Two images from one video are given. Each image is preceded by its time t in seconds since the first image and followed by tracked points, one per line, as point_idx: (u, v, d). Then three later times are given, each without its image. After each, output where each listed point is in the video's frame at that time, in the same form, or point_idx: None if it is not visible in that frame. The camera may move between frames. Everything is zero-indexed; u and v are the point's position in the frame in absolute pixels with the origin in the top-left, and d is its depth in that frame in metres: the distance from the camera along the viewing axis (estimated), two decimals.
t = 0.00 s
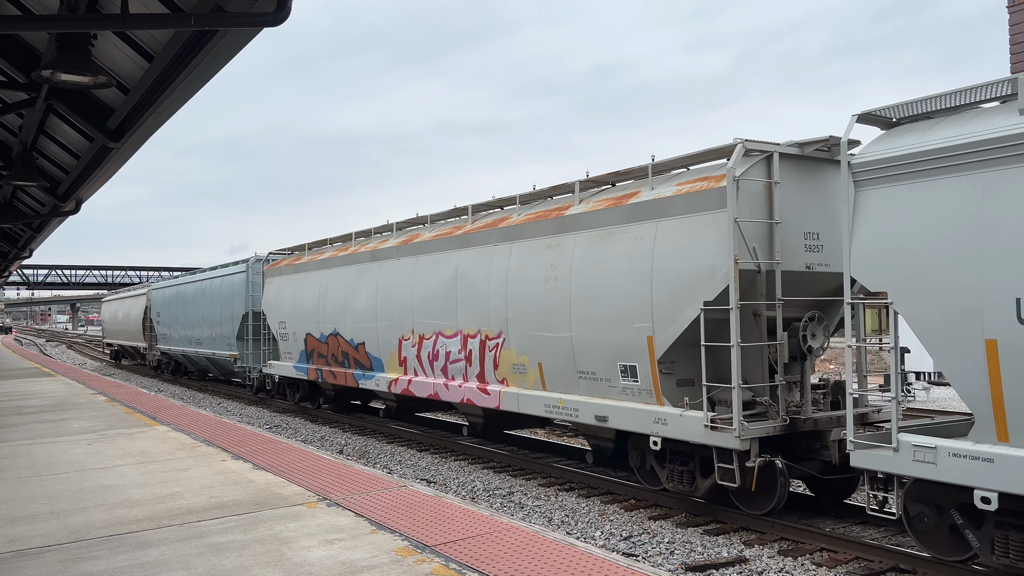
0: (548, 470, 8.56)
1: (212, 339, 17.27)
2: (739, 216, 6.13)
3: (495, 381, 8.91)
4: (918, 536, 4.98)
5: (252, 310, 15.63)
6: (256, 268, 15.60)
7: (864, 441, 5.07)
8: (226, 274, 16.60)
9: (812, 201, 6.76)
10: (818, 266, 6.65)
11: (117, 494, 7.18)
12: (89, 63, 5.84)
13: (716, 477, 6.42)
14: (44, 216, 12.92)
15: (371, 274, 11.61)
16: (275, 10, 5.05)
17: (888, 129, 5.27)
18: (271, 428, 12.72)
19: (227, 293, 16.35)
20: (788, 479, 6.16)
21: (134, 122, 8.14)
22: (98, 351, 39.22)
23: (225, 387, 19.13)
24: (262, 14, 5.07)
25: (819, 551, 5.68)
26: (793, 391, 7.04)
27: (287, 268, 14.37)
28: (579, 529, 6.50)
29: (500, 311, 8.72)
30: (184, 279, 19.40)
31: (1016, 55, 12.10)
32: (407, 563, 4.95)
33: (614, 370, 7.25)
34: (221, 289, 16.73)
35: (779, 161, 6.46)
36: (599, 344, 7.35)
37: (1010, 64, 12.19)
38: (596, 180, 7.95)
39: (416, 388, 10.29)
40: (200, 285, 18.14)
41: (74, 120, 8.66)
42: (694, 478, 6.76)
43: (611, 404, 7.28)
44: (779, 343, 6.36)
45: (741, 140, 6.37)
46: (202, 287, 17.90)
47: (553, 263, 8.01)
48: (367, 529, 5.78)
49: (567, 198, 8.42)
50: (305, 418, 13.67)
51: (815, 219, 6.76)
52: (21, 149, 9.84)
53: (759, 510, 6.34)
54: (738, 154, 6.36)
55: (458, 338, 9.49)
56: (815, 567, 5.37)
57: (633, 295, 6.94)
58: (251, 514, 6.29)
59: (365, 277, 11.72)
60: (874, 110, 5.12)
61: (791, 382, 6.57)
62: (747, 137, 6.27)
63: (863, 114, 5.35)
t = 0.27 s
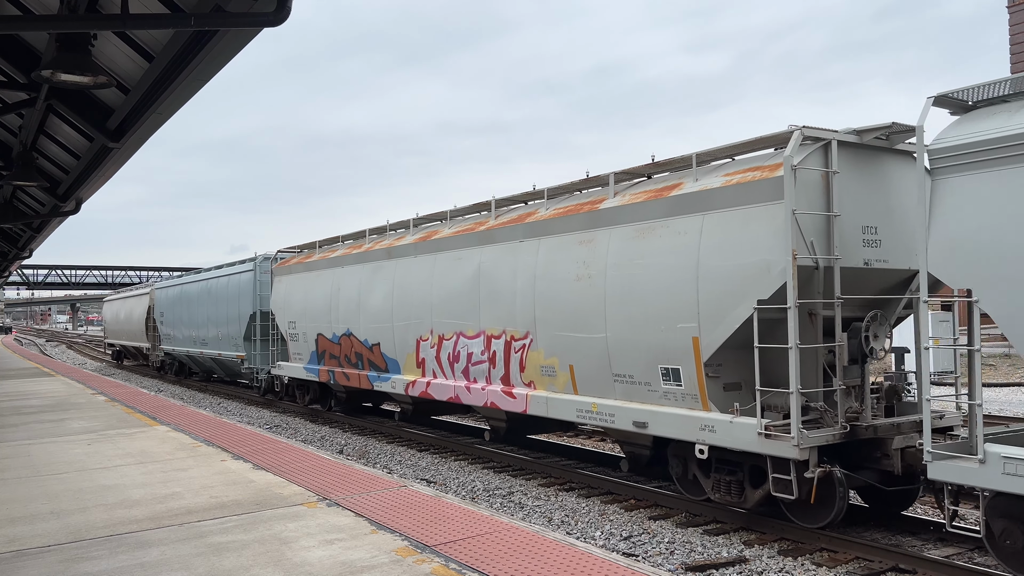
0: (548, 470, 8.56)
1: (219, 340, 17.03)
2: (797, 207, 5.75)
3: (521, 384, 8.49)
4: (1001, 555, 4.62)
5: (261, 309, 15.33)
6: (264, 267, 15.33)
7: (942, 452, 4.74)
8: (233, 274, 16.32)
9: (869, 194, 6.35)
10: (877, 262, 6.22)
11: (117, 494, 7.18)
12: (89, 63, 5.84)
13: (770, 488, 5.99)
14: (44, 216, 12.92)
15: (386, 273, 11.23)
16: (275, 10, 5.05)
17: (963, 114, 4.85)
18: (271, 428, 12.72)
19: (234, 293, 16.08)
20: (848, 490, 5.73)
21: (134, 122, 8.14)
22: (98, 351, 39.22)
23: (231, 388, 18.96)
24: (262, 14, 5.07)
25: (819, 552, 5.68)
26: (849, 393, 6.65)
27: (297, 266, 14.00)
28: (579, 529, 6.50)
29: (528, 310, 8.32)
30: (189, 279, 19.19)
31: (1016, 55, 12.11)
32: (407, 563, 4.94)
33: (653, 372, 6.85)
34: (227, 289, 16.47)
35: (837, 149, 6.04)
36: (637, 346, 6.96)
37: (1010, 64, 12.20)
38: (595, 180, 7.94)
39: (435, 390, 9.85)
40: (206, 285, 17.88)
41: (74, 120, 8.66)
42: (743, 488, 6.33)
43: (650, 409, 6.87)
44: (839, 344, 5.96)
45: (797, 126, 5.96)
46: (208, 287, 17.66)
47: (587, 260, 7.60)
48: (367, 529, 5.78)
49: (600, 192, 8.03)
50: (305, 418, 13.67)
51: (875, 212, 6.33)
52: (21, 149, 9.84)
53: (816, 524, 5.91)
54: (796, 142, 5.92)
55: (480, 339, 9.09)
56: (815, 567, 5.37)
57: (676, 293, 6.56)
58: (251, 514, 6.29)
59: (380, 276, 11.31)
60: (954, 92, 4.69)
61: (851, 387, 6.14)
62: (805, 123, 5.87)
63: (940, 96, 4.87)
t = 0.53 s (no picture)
0: (548, 470, 8.56)
1: (225, 341, 16.70)
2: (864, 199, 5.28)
3: (550, 389, 8.03)
4: None
5: (268, 309, 14.95)
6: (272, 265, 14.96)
7: None
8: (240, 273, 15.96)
9: (938, 182, 5.87)
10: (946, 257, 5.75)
11: (117, 494, 7.18)
12: (89, 63, 5.83)
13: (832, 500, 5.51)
14: (44, 216, 12.92)
15: (400, 270, 10.72)
16: (275, 10, 5.05)
17: None
18: (271, 428, 12.72)
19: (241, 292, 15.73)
20: (917, 501, 5.28)
21: (134, 122, 8.13)
22: (98, 351, 39.23)
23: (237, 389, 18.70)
24: (263, 14, 5.08)
25: (819, 552, 5.68)
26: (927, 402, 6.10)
27: (307, 264, 13.50)
28: (579, 529, 6.50)
29: (557, 310, 7.84)
30: (195, 277, 18.90)
31: (1017, 55, 12.10)
32: (407, 563, 4.95)
33: (698, 376, 6.38)
34: (234, 288, 16.13)
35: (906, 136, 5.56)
36: (680, 347, 6.48)
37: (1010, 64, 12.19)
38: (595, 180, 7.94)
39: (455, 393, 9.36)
40: (212, 285, 17.55)
41: (74, 120, 8.66)
42: (799, 500, 5.85)
43: (695, 415, 6.40)
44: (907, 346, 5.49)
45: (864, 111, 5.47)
46: (214, 286, 17.34)
47: (622, 256, 7.11)
48: (367, 529, 5.78)
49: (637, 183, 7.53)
50: (304, 418, 13.67)
51: (943, 203, 5.88)
52: (20, 148, 9.85)
53: (882, 538, 5.45)
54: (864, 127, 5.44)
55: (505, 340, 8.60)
56: (815, 567, 5.38)
57: (726, 292, 6.09)
58: (251, 514, 6.29)
59: (395, 274, 10.79)
60: None
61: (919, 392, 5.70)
62: (875, 108, 5.38)
63: None
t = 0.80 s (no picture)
0: (548, 470, 8.56)
1: (233, 341, 16.49)
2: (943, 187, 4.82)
3: (582, 393, 7.60)
4: None
5: (278, 309, 14.73)
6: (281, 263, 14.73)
7: None
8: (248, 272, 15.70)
9: (1017, 170, 5.38)
10: None
11: (117, 494, 7.19)
12: (88, 62, 5.83)
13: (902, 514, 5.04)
14: (44, 216, 12.91)
15: (418, 268, 10.32)
16: (275, 10, 5.05)
17: None
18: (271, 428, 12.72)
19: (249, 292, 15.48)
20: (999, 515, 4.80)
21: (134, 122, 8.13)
22: (99, 351, 39.26)
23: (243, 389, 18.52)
24: (263, 14, 5.08)
25: (818, 552, 5.69)
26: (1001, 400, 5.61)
27: (320, 261, 13.09)
28: (579, 529, 6.50)
29: (591, 308, 7.42)
30: (201, 276, 18.69)
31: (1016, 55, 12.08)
32: (408, 563, 4.95)
33: (752, 380, 5.94)
34: (241, 287, 15.91)
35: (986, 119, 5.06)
36: (732, 348, 6.04)
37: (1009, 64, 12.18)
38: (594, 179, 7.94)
39: (478, 397, 8.95)
40: (219, 284, 17.32)
41: (74, 120, 8.66)
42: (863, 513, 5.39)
43: (747, 421, 5.95)
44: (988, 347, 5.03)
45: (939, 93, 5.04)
46: (221, 286, 17.12)
47: (664, 252, 6.66)
48: (367, 529, 5.78)
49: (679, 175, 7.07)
50: (304, 418, 13.69)
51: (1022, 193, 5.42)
52: (20, 149, 9.85)
53: (957, 556, 4.97)
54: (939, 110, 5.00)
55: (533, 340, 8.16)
56: (815, 567, 5.38)
57: (784, 289, 5.66)
58: (251, 514, 6.29)
59: (413, 272, 10.39)
60: None
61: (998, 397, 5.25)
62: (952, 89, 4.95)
63: None
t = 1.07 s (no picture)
0: (548, 470, 8.56)
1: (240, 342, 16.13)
2: None
3: (617, 397, 7.10)
4: None
5: (287, 308, 14.37)
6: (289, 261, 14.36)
7: None
8: (256, 271, 15.32)
9: None
10: None
11: (117, 494, 7.19)
12: (88, 62, 5.83)
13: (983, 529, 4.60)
14: (44, 216, 12.91)
15: (437, 266, 9.87)
16: (275, 10, 5.04)
17: None
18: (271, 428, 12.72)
19: (257, 292, 15.10)
20: None
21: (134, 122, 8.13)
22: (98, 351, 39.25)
23: (249, 391, 18.21)
24: (263, 14, 5.08)
25: (818, 551, 5.68)
26: None
27: (332, 259, 12.68)
28: (579, 529, 6.50)
29: (626, 308, 6.94)
30: (206, 276, 18.36)
31: (1017, 55, 12.05)
32: (408, 563, 4.95)
33: (811, 385, 5.44)
34: (248, 287, 15.55)
35: None
36: (789, 351, 5.54)
37: (1009, 65, 12.15)
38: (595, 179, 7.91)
39: (502, 400, 8.49)
40: (225, 284, 16.98)
41: (74, 120, 8.66)
42: (938, 529, 4.94)
43: (805, 430, 5.44)
44: None
45: None
46: (228, 285, 16.77)
47: (711, 247, 6.19)
48: (367, 529, 5.78)
49: (725, 164, 6.59)
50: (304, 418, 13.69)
51: None
52: (20, 148, 9.85)
53: None
54: None
55: (564, 341, 7.68)
56: (815, 567, 5.38)
57: (848, 285, 5.17)
58: (251, 514, 6.29)
59: (431, 270, 9.94)
60: None
61: None
62: None
63: None
